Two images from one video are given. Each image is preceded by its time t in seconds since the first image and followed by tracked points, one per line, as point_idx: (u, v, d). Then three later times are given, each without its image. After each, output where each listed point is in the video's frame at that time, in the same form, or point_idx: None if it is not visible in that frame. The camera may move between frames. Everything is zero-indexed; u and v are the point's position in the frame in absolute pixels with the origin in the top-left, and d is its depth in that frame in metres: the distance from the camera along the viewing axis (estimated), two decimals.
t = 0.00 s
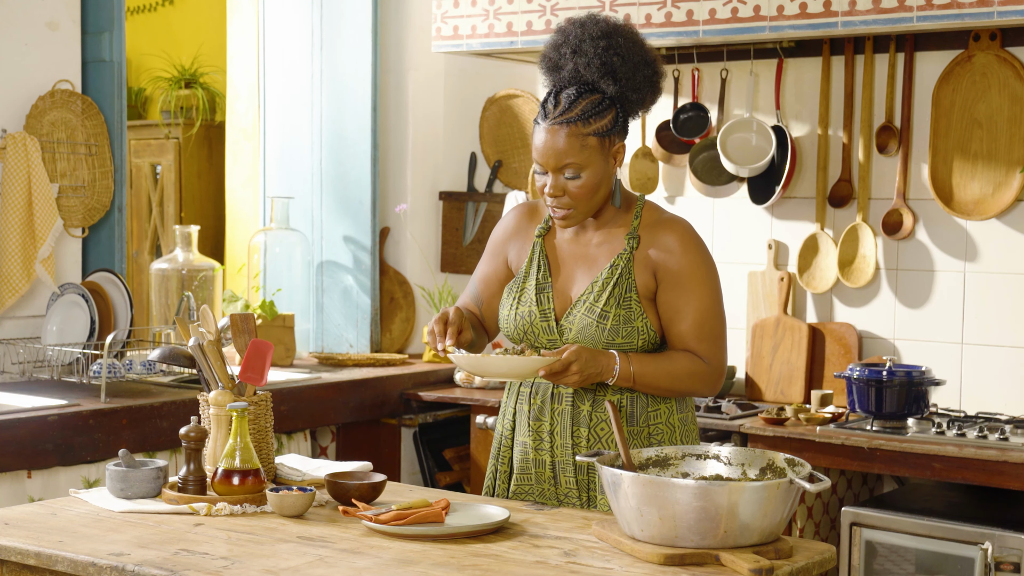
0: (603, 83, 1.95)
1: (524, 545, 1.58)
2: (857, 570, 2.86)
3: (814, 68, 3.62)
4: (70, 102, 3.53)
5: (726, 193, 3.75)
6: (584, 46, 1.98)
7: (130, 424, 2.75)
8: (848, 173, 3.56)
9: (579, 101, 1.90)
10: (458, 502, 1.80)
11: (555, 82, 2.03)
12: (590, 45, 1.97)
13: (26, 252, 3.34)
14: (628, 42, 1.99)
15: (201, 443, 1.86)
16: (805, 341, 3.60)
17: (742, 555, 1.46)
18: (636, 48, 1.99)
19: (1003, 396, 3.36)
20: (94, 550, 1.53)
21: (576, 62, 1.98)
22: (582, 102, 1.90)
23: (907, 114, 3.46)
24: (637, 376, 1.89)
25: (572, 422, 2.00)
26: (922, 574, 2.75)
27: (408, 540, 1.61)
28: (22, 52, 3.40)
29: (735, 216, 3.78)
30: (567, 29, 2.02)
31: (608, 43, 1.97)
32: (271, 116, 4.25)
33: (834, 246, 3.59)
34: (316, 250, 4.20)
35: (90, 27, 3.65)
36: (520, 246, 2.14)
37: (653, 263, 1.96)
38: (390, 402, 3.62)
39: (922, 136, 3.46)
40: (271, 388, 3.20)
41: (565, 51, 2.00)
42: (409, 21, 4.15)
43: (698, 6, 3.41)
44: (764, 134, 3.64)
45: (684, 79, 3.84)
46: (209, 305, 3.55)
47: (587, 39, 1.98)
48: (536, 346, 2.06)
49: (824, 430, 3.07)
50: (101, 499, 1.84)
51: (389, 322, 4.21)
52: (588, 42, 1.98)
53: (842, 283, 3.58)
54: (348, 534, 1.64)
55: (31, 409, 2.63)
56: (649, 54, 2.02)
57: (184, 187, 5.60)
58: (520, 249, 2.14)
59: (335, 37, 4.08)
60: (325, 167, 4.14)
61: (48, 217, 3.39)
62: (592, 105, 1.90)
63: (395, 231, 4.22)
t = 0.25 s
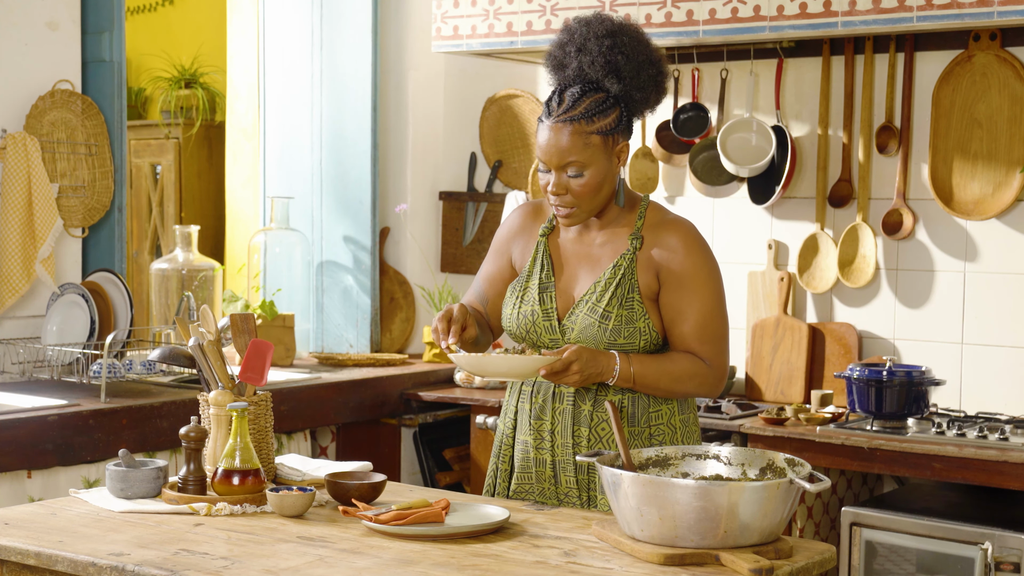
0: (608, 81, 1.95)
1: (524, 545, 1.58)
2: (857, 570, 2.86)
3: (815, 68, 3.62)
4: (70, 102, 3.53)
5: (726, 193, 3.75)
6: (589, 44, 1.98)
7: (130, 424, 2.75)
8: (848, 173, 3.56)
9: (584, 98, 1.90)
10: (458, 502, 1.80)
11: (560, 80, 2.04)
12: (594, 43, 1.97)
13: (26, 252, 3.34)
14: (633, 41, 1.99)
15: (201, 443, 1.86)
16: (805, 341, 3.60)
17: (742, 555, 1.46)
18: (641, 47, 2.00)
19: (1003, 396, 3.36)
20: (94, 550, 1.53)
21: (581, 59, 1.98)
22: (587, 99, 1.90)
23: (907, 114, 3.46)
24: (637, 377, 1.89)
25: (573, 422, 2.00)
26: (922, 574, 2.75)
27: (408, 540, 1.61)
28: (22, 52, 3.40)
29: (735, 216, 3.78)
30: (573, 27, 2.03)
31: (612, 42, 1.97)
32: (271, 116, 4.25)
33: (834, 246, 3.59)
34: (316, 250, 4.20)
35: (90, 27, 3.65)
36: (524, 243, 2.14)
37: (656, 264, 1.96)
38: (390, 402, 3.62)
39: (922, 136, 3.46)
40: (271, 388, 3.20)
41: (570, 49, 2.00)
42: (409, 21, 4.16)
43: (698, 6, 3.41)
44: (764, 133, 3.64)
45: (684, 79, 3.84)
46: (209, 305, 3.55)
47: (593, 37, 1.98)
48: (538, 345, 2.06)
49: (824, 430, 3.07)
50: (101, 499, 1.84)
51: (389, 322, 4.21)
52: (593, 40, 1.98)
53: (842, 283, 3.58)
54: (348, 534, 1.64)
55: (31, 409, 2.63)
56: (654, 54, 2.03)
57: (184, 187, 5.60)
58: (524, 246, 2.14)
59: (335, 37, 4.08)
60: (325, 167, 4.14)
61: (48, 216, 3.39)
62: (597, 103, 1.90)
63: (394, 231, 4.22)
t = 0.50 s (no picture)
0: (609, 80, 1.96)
1: (524, 545, 1.58)
2: (857, 570, 2.86)
3: (815, 68, 3.62)
4: (70, 102, 3.53)
5: (726, 193, 3.75)
6: (590, 43, 1.99)
7: (130, 424, 2.75)
8: (848, 173, 3.56)
9: (584, 95, 1.91)
10: (458, 502, 1.80)
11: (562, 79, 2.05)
12: (595, 42, 1.99)
13: (26, 252, 3.34)
14: (634, 41, 2.00)
15: (201, 443, 1.86)
16: (806, 341, 3.60)
17: (742, 555, 1.46)
18: (642, 47, 2.00)
19: (1003, 396, 3.36)
20: (94, 550, 1.53)
21: (582, 58, 1.99)
22: (587, 96, 1.91)
23: (907, 114, 3.46)
24: (640, 380, 1.89)
25: (573, 422, 2.00)
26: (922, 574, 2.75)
27: (408, 540, 1.61)
28: (22, 52, 3.40)
29: (735, 216, 3.78)
30: (575, 28, 2.04)
31: (613, 41, 1.98)
32: (271, 116, 4.25)
33: (834, 246, 3.59)
34: (316, 250, 4.19)
35: (90, 27, 3.65)
36: (525, 242, 2.15)
37: (658, 267, 1.95)
38: (390, 402, 3.62)
39: (922, 136, 3.46)
40: (271, 388, 3.20)
41: (571, 49, 2.02)
42: (409, 22, 4.16)
43: (698, 6, 3.41)
44: (764, 134, 3.64)
45: (684, 79, 3.84)
46: (209, 305, 3.55)
47: (594, 37, 2.00)
48: (540, 346, 2.06)
49: (824, 430, 3.07)
50: (101, 499, 1.84)
51: (389, 322, 4.21)
52: (594, 40, 1.99)
53: (842, 283, 3.58)
54: (348, 534, 1.64)
55: (31, 409, 2.63)
56: (656, 54, 2.03)
57: (184, 187, 5.60)
58: (526, 246, 2.15)
59: (336, 37, 4.08)
60: (325, 166, 4.14)
61: (48, 217, 3.39)
62: (596, 100, 1.91)
63: (394, 231, 4.23)
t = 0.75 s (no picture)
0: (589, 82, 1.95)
1: (524, 545, 1.58)
2: (857, 570, 2.86)
3: (815, 68, 3.62)
4: (70, 102, 3.53)
5: (726, 193, 3.74)
6: (570, 45, 1.98)
7: (130, 424, 2.75)
8: (848, 173, 3.56)
9: (564, 98, 1.90)
10: (458, 502, 1.80)
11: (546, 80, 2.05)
12: (575, 44, 1.97)
13: (26, 252, 3.34)
14: (615, 40, 1.97)
15: (201, 443, 1.86)
16: (806, 341, 3.60)
17: (742, 555, 1.46)
18: (624, 47, 1.98)
19: (1004, 396, 3.36)
20: (94, 550, 1.53)
21: (563, 60, 1.99)
22: (565, 100, 1.90)
23: (907, 114, 3.46)
24: (653, 378, 1.88)
25: (574, 422, 2.00)
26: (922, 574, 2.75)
27: (408, 540, 1.61)
28: (22, 52, 3.40)
29: (734, 216, 3.78)
30: (558, 27, 2.03)
31: (593, 42, 1.97)
32: (271, 116, 4.25)
33: (834, 246, 3.59)
34: (316, 250, 4.20)
35: (91, 27, 3.65)
36: (520, 247, 2.14)
37: (654, 264, 1.95)
38: (389, 402, 3.62)
39: (922, 136, 3.46)
40: (271, 388, 3.19)
41: (553, 49, 2.01)
42: (409, 22, 4.16)
43: (698, 6, 3.42)
44: (764, 134, 3.64)
45: (684, 79, 3.84)
46: (209, 305, 3.55)
47: (574, 38, 1.98)
48: (539, 348, 2.06)
49: (824, 430, 3.07)
50: (101, 499, 1.84)
51: (389, 322, 4.21)
52: (574, 41, 1.98)
53: (842, 283, 3.58)
54: (347, 534, 1.64)
55: (31, 409, 2.63)
56: (639, 53, 2.01)
57: (184, 188, 5.60)
58: (522, 251, 2.14)
59: (336, 37, 4.08)
60: (325, 166, 4.14)
61: (48, 217, 3.39)
62: (576, 103, 1.90)
63: (395, 231, 4.22)
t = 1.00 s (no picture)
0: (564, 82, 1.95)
1: (524, 545, 1.58)
2: (857, 570, 2.86)
3: (815, 68, 3.62)
4: (70, 102, 3.53)
5: (726, 193, 3.75)
6: (545, 46, 1.98)
7: (130, 424, 2.75)
8: (848, 173, 3.56)
9: (540, 98, 1.90)
10: (458, 502, 1.81)
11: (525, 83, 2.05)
12: (550, 45, 1.97)
13: (26, 252, 3.34)
14: (590, 41, 1.97)
15: (201, 443, 1.86)
16: (806, 341, 3.60)
17: (742, 555, 1.46)
18: (599, 47, 1.97)
19: (1003, 396, 3.36)
20: (94, 550, 1.53)
21: (539, 61, 1.99)
22: (540, 100, 1.89)
23: (907, 114, 3.46)
24: (652, 373, 1.87)
25: (570, 422, 2.00)
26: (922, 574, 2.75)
27: (408, 540, 1.61)
28: (23, 52, 3.40)
29: (734, 216, 3.77)
30: (535, 30, 2.03)
31: (567, 43, 1.97)
32: (271, 117, 4.25)
33: (834, 246, 3.59)
34: (316, 250, 4.20)
35: (91, 27, 3.65)
36: (508, 249, 2.11)
37: (643, 258, 1.95)
38: (389, 402, 3.63)
39: (922, 136, 3.46)
40: (271, 388, 3.20)
41: (529, 52, 2.01)
42: (409, 22, 4.15)
43: (698, 6, 3.42)
44: (763, 133, 3.64)
45: (684, 79, 3.84)
46: (209, 305, 3.55)
47: (549, 39, 1.98)
48: (533, 349, 2.04)
49: (824, 430, 3.07)
50: (101, 499, 1.84)
51: (389, 322, 4.22)
52: (549, 42, 1.98)
53: (842, 283, 3.58)
54: (347, 534, 1.64)
55: (31, 409, 2.63)
56: (616, 53, 2.00)
57: (184, 188, 5.60)
58: (509, 253, 2.10)
59: (335, 37, 4.08)
60: (325, 166, 4.14)
61: (48, 216, 3.39)
62: (551, 102, 1.90)
63: (394, 231, 4.22)
